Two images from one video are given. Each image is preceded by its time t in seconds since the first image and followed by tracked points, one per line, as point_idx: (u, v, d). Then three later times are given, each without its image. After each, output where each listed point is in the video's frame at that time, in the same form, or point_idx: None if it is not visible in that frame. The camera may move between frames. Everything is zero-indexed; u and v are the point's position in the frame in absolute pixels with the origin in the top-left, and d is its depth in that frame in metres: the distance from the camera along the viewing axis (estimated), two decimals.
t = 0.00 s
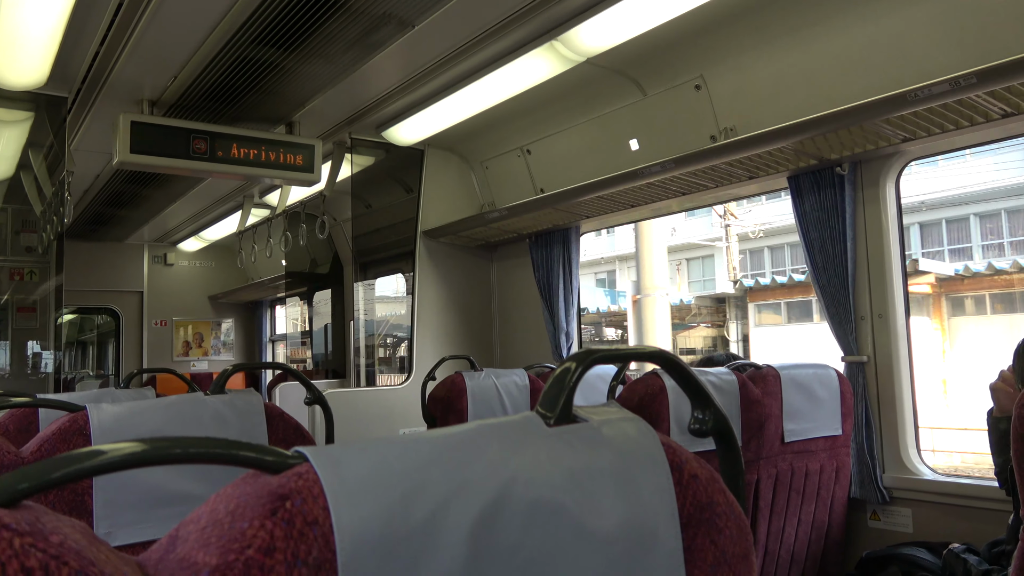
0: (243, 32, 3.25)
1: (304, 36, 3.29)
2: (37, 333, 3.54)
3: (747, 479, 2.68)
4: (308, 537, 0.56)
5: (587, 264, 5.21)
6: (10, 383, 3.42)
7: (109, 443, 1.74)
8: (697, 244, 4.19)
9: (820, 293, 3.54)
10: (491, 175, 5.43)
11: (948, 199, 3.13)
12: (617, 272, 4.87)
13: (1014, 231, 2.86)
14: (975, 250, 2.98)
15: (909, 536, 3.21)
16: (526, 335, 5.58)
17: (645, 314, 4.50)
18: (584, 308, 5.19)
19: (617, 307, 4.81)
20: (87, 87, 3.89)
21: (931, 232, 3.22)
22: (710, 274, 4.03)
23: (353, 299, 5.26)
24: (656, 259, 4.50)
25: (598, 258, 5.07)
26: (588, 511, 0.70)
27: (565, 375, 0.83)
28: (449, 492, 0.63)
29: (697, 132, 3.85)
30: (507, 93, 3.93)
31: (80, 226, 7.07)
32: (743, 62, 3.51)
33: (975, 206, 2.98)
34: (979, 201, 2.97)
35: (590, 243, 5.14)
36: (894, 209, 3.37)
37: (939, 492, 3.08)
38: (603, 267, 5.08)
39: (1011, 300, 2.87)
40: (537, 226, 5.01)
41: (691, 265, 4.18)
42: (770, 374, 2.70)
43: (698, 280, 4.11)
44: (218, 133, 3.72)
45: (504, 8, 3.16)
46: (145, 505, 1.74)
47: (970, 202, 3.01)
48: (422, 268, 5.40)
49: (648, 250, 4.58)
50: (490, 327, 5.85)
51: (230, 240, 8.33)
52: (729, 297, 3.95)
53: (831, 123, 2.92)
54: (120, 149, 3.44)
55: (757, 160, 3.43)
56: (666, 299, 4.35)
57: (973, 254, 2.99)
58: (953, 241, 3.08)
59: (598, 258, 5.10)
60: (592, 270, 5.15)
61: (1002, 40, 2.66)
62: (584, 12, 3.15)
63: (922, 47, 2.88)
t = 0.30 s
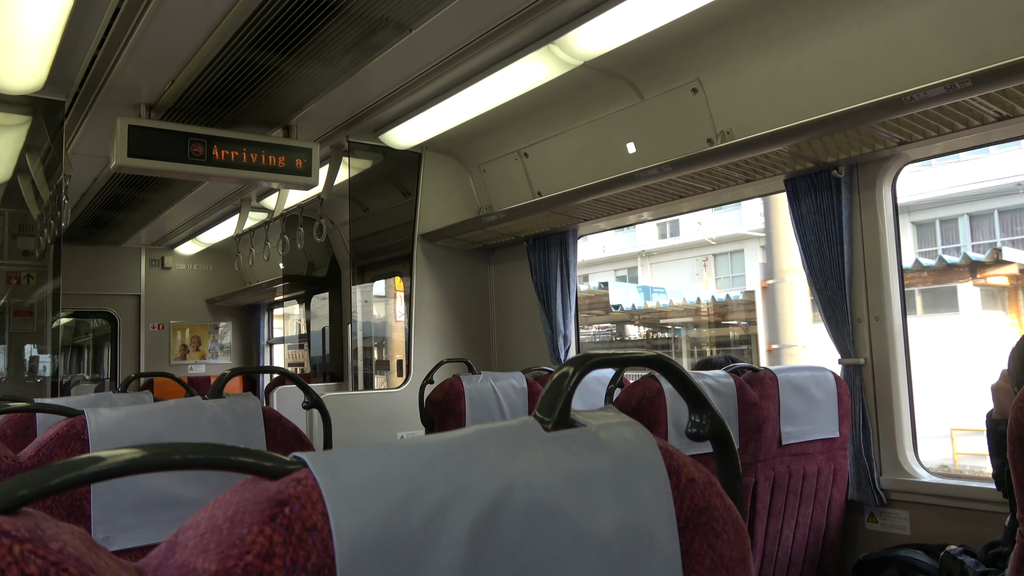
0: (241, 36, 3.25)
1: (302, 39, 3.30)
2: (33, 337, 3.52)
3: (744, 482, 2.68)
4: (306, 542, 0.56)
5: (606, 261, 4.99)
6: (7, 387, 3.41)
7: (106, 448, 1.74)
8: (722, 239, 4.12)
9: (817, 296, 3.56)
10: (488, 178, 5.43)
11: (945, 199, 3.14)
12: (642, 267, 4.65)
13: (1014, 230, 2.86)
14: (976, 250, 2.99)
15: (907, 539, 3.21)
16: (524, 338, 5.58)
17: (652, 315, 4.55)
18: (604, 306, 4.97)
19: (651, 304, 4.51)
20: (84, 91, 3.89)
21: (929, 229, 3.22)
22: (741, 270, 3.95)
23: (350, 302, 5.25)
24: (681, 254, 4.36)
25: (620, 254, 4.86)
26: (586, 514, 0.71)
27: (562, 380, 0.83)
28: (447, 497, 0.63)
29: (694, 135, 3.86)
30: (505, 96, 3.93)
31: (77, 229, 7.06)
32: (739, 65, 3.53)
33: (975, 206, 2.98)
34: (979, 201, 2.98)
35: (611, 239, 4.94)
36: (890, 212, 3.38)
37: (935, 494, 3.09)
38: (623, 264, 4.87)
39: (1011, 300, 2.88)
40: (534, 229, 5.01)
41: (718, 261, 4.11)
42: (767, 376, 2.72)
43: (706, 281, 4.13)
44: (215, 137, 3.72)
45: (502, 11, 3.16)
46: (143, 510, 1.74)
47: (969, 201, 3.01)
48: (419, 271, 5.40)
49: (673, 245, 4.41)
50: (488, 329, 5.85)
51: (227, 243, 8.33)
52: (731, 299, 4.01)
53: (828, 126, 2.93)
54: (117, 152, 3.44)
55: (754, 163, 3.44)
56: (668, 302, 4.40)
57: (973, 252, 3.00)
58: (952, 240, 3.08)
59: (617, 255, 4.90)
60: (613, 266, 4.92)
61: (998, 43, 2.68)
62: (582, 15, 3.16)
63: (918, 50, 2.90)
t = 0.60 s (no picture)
0: (238, 38, 3.25)
1: (299, 42, 3.30)
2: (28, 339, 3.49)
3: (740, 486, 2.68)
4: (301, 546, 0.56)
5: (625, 258, 4.78)
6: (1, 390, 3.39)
7: (102, 452, 1.73)
8: (752, 234, 3.96)
9: (812, 300, 3.56)
10: (486, 181, 5.44)
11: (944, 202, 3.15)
12: (664, 263, 4.43)
13: (1015, 231, 2.87)
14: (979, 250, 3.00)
15: (902, 543, 3.22)
16: (521, 342, 5.58)
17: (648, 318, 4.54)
18: (622, 304, 4.75)
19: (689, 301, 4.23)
20: (81, 93, 3.89)
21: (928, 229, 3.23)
22: (773, 265, 3.81)
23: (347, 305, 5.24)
24: (707, 250, 4.18)
25: (640, 250, 4.65)
26: (582, 519, 0.71)
27: (558, 384, 0.83)
28: (443, 501, 0.63)
29: (691, 139, 3.87)
30: (502, 100, 3.94)
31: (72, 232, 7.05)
32: (735, 71, 3.54)
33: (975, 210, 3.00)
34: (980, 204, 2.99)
35: (632, 236, 4.75)
36: (886, 216, 3.39)
37: (931, 499, 3.09)
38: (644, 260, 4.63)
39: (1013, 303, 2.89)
40: (531, 233, 5.02)
41: (748, 257, 3.96)
42: (763, 381, 2.72)
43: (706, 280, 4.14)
44: (212, 139, 3.72)
45: (499, 14, 3.17)
46: (137, 513, 1.73)
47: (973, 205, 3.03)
48: (416, 274, 5.39)
49: (700, 241, 4.23)
50: (484, 333, 5.84)
51: (224, 246, 8.32)
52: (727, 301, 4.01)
53: (824, 131, 2.94)
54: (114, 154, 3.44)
55: (750, 168, 3.44)
56: (666, 303, 4.41)
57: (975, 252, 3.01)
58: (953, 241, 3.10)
59: (637, 251, 4.67)
60: (632, 262, 4.69)
61: (993, 50, 2.69)
62: (579, 20, 3.17)
63: (914, 56, 2.91)
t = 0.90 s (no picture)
0: (235, 40, 3.25)
1: (296, 44, 3.30)
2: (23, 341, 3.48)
3: (736, 489, 2.68)
4: (296, 549, 0.56)
5: (648, 254, 4.62)
6: None
7: (96, 454, 1.73)
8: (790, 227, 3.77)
9: (809, 303, 3.56)
10: (482, 184, 5.44)
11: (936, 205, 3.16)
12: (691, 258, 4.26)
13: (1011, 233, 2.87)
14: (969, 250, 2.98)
15: (898, 546, 3.22)
16: (517, 344, 5.58)
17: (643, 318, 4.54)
18: (644, 300, 4.51)
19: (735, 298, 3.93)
20: (78, 95, 3.87)
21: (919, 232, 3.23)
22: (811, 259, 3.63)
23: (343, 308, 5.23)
24: (739, 245, 3.99)
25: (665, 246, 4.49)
26: (579, 521, 0.71)
27: (554, 387, 0.83)
28: (439, 503, 0.63)
29: (688, 142, 3.88)
30: (499, 102, 3.94)
31: (67, 234, 7.03)
32: (731, 74, 3.55)
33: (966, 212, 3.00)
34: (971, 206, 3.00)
35: (656, 231, 4.60)
36: (882, 219, 3.40)
37: (926, 501, 3.10)
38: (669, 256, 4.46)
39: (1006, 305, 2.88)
40: (527, 235, 5.02)
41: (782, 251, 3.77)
42: (758, 384, 2.72)
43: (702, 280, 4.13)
44: (208, 141, 3.71)
45: (497, 17, 3.17)
46: (132, 516, 1.73)
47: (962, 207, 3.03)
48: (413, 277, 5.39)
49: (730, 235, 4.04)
50: (480, 336, 5.84)
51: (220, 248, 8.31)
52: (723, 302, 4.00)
53: (821, 135, 2.95)
54: (110, 156, 3.43)
55: (747, 171, 3.45)
56: (659, 305, 4.40)
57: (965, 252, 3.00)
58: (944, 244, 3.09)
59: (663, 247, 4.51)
60: (657, 258, 4.53)
61: (989, 53, 2.70)
62: (576, 23, 3.17)
63: (909, 59, 2.92)
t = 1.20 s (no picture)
0: (231, 38, 3.23)
1: (293, 43, 3.28)
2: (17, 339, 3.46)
3: (732, 489, 2.69)
4: (292, 549, 0.56)
5: (672, 249, 4.40)
6: None
7: (91, 453, 1.72)
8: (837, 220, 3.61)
9: (805, 304, 3.57)
10: (479, 184, 5.44)
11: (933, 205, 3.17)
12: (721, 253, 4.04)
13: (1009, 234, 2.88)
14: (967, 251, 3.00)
15: (893, 547, 3.23)
16: (513, 344, 5.58)
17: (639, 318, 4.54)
18: (680, 295, 4.22)
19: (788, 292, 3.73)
20: (73, 92, 3.86)
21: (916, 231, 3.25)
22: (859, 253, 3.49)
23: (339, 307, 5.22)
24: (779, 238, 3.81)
25: (691, 239, 4.27)
26: (576, 521, 0.70)
27: (552, 386, 0.83)
28: (436, 503, 0.63)
29: (685, 143, 3.88)
30: (497, 102, 3.93)
31: (62, 232, 7.00)
32: (727, 75, 3.56)
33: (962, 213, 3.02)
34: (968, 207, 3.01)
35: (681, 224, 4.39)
36: (878, 220, 3.40)
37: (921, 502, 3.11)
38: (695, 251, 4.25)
39: (1003, 306, 2.88)
40: (524, 236, 5.02)
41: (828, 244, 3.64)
42: (755, 385, 2.73)
43: (716, 278, 4.02)
44: (204, 139, 3.70)
45: (495, 16, 3.16)
46: (127, 516, 1.72)
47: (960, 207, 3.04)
48: (409, 276, 5.38)
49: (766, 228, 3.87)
50: (476, 335, 5.84)
51: (215, 247, 8.30)
52: (719, 303, 4.01)
53: (818, 136, 2.96)
54: (105, 154, 3.41)
55: (744, 172, 3.45)
56: (655, 305, 4.40)
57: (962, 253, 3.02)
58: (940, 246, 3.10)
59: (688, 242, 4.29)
60: (681, 253, 4.30)
61: (985, 56, 2.71)
62: (574, 22, 3.17)
63: (906, 61, 2.93)
